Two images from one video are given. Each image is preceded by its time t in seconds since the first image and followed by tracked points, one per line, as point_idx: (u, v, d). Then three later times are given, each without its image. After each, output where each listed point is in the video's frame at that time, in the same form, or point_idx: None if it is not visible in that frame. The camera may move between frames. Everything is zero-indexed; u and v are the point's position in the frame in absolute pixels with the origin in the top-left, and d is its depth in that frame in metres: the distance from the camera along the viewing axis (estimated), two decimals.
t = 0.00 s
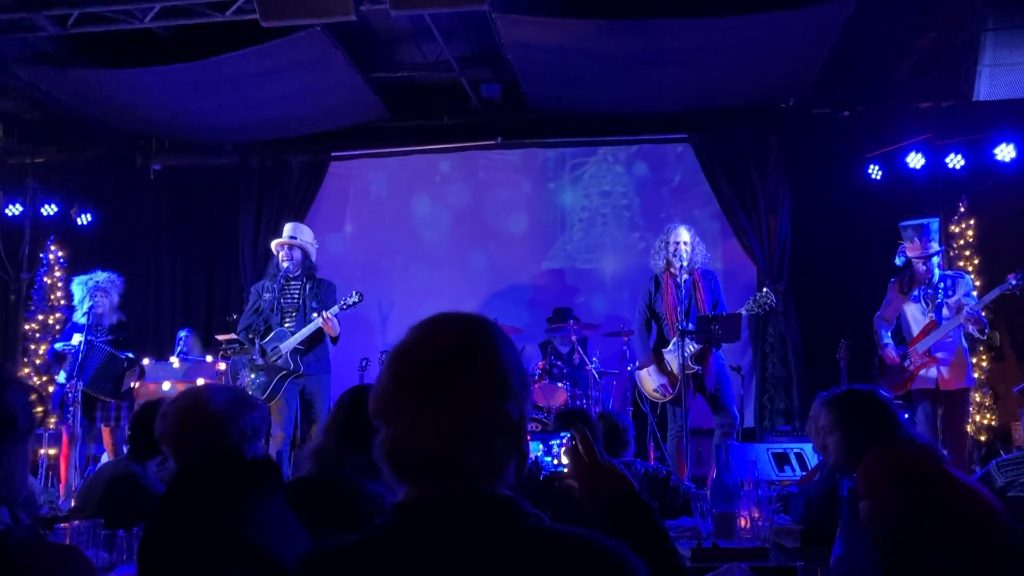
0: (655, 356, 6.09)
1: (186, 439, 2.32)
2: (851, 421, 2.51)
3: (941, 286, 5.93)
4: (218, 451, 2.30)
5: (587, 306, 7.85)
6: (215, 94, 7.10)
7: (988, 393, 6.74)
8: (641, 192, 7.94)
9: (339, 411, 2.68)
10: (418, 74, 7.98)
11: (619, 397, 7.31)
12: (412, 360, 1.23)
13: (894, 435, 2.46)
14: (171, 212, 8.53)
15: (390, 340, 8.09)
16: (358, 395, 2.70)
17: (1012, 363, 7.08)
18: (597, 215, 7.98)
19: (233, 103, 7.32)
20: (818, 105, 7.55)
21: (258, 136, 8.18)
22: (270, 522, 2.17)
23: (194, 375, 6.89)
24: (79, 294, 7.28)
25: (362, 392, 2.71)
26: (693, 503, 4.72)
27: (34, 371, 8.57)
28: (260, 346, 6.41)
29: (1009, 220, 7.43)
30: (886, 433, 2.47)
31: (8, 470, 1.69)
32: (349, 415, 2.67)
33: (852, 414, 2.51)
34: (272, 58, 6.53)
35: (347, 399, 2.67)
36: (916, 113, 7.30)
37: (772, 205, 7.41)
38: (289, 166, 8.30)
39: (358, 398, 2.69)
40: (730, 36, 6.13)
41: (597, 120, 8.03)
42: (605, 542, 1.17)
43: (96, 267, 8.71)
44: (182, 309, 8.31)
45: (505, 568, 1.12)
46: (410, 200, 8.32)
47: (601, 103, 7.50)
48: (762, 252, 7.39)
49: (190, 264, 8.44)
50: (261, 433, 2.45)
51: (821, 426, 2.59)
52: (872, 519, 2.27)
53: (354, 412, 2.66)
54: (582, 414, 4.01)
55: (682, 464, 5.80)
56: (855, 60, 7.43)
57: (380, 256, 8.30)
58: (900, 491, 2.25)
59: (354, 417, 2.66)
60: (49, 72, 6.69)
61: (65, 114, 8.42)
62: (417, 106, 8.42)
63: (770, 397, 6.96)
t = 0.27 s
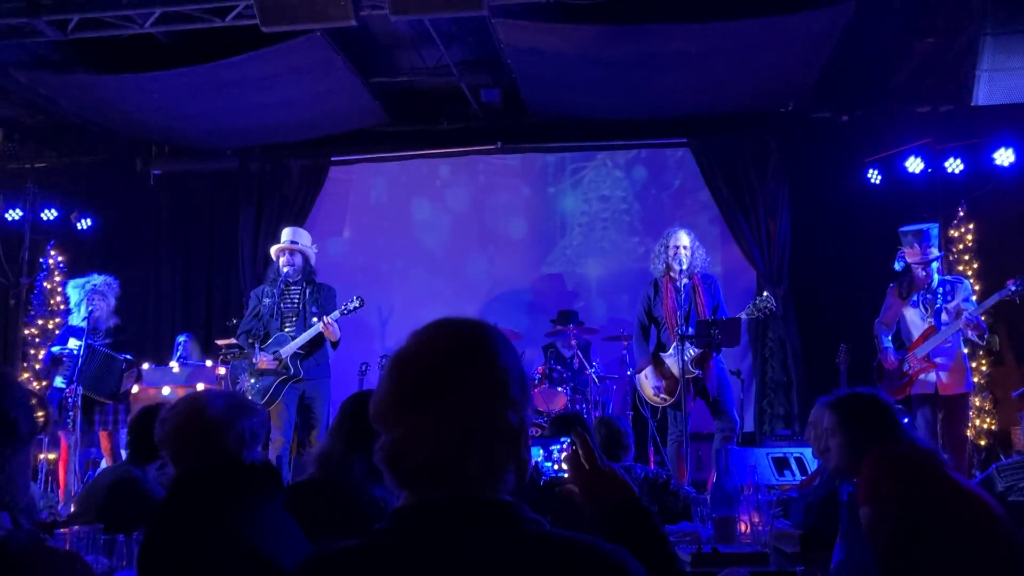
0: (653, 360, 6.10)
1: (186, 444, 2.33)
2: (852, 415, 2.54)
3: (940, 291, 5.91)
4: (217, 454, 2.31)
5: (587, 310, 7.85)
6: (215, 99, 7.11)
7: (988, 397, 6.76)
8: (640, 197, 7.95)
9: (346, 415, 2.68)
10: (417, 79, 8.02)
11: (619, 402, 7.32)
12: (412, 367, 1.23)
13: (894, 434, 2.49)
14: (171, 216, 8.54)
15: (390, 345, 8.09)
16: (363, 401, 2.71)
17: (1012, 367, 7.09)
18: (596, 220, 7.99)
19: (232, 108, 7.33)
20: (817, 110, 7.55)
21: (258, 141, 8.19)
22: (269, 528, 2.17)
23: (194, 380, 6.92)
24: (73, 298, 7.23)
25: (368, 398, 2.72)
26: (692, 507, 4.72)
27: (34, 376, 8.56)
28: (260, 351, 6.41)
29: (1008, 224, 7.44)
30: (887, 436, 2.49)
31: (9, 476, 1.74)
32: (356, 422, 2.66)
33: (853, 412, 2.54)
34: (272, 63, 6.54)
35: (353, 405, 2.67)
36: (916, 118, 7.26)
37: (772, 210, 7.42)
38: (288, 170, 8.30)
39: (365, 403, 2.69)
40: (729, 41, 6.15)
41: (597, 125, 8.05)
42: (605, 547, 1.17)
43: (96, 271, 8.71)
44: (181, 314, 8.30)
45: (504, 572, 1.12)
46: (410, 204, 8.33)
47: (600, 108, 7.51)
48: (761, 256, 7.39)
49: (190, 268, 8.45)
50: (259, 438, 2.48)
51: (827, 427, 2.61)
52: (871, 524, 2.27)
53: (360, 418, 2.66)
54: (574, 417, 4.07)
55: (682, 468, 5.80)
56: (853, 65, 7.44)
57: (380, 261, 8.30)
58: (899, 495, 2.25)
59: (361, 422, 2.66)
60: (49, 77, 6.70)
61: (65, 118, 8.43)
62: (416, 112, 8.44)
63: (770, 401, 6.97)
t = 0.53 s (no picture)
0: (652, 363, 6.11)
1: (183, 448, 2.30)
2: (855, 417, 2.46)
3: (939, 294, 5.89)
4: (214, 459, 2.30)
5: (587, 314, 7.84)
6: (215, 102, 7.11)
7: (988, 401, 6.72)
8: (640, 200, 7.94)
9: (335, 421, 2.69)
10: (417, 83, 8.02)
11: (619, 405, 7.29)
12: (413, 370, 1.22)
13: (900, 441, 2.39)
14: (171, 220, 8.53)
15: (390, 348, 8.08)
16: (354, 405, 2.70)
17: (1012, 370, 7.09)
18: (596, 223, 7.99)
19: (232, 112, 7.33)
20: (816, 113, 7.56)
21: (258, 144, 8.19)
22: (268, 532, 2.17)
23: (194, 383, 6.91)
24: (69, 302, 7.20)
25: (357, 401, 2.71)
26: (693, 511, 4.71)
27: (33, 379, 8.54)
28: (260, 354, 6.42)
29: (1008, 227, 7.45)
30: (892, 439, 2.40)
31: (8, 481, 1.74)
32: (344, 426, 2.68)
33: (855, 414, 2.46)
34: (272, 67, 6.55)
35: (343, 409, 2.68)
36: (913, 121, 7.38)
37: (772, 213, 7.42)
38: (288, 174, 8.30)
39: (354, 408, 2.69)
40: (728, 45, 6.16)
41: (596, 128, 8.07)
42: (606, 551, 1.16)
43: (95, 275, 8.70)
44: (181, 318, 8.30)
45: None
46: (410, 208, 8.33)
47: (600, 111, 7.52)
48: (761, 258, 7.38)
49: (190, 272, 8.44)
50: (257, 440, 2.45)
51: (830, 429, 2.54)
52: (872, 529, 2.27)
53: (351, 423, 2.67)
54: (573, 421, 4.07)
55: (682, 472, 5.78)
56: (853, 68, 7.46)
57: (379, 264, 8.30)
58: (900, 500, 2.24)
59: (352, 427, 2.66)
60: (48, 81, 6.70)
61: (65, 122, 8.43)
62: (417, 115, 8.45)
63: (770, 404, 6.96)
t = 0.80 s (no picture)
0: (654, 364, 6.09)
1: (178, 452, 2.29)
2: (859, 420, 2.57)
3: (937, 296, 5.91)
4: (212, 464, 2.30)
5: (587, 317, 7.83)
6: (215, 106, 7.11)
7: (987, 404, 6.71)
8: (639, 203, 7.95)
9: (319, 427, 2.68)
10: (416, 86, 8.03)
11: (618, 408, 7.29)
12: (411, 376, 1.23)
13: (901, 444, 2.51)
14: (171, 224, 8.54)
15: (390, 351, 8.09)
16: (337, 409, 2.69)
17: (1011, 374, 7.10)
18: (595, 226, 7.99)
19: (232, 115, 7.34)
20: (816, 116, 7.62)
21: (258, 148, 8.20)
22: (267, 536, 2.16)
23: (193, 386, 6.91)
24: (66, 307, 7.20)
25: (339, 405, 2.70)
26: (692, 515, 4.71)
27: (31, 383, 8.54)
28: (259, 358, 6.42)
29: (1007, 231, 7.46)
30: (894, 443, 2.51)
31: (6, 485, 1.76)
32: (327, 432, 2.66)
33: (859, 416, 2.57)
34: (272, 70, 6.56)
35: (324, 414, 2.67)
36: (914, 125, 7.40)
37: (771, 216, 7.44)
38: (287, 178, 8.34)
39: (335, 413, 2.68)
40: (726, 49, 6.17)
41: (596, 132, 8.08)
42: (606, 554, 1.16)
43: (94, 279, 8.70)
44: (180, 321, 8.31)
45: None
46: (409, 211, 8.33)
47: (599, 115, 7.53)
48: (759, 262, 7.39)
49: (190, 276, 8.44)
50: (253, 444, 2.45)
51: (833, 431, 2.64)
52: (871, 534, 2.28)
53: (333, 428, 2.66)
54: (576, 424, 4.04)
55: (681, 475, 5.78)
56: (852, 72, 7.47)
57: (379, 267, 8.30)
58: (899, 505, 2.25)
59: (335, 432, 2.65)
60: (48, 84, 6.71)
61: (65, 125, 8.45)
62: (417, 119, 8.47)
63: (769, 408, 6.96)
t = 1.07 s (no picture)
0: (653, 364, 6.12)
1: (180, 453, 2.31)
2: (865, 422, 2.58)
3: (933, 298, 5.91)
4: (211, 466, 2.30)
5: (587, 319, 7.82)
6: (214, 108, 7.12)
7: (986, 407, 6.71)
8: (639, 206, 7.95)
9: (311, 430, 2.66)
10: (415, 88, 8.03)
11: (618, 410, 7.29)
12: (410, 378, 1.23)
13: (908, 447, 2.51)
14: (170, 226, 8.54)
15: (389, 353, 8.08)
16: (328, 412, 2.66)
17: (1011, 376, 7.09)
18: (595, 228, 7.99)
19: (231, 117, 7.33)
20: (815, 119, 7.64)
21: (258, 150, 8.20)
22: (266, 538, 2.15)
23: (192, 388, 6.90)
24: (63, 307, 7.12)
25: (331, 408, 2.67)
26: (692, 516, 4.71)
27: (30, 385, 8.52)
28: (259, 360, 6.40)
29: (1006, 233, 7.46)
30: (903, 447, 2.52)
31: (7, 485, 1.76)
32: (320, 434, 2.64)
33: (865, 418, 2.58)
34: (271, 72, 6.56)
35: (315, 417, 2.63)
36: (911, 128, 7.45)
37: (771, 219, 7.44)
38: (288, 180, 8.33)
39: (326, 415, 2.65)
40: (725, 51, 6.18)
41: (595, 134, 8.09)
42: (605, 556, 1.16)
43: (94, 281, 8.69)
44: (180, 323, 8.30)
45: None
46: (409, 214, 8.33)
47: (598, 117, 7.53)
48: (759, 264, 7.38)
49: (189, 278, 8.44)
50: (252, 446, 2.45)
51: (839, 434, 2.65)
52: (872, 538, 2.27)
53: (326, 431, 2.63)
54: (579, 426, 4.03)
55: (682, 477, 5.77)
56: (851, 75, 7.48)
57: (378, 269, 8.30)
58: (902, 509, 2.24)
59: (328, 434, 2.63)
60: (47, 86, 6.71)
61: (64, 127, 8.44)
62: (417, 121, 8.47)
63: (769, 410, 6.96)
